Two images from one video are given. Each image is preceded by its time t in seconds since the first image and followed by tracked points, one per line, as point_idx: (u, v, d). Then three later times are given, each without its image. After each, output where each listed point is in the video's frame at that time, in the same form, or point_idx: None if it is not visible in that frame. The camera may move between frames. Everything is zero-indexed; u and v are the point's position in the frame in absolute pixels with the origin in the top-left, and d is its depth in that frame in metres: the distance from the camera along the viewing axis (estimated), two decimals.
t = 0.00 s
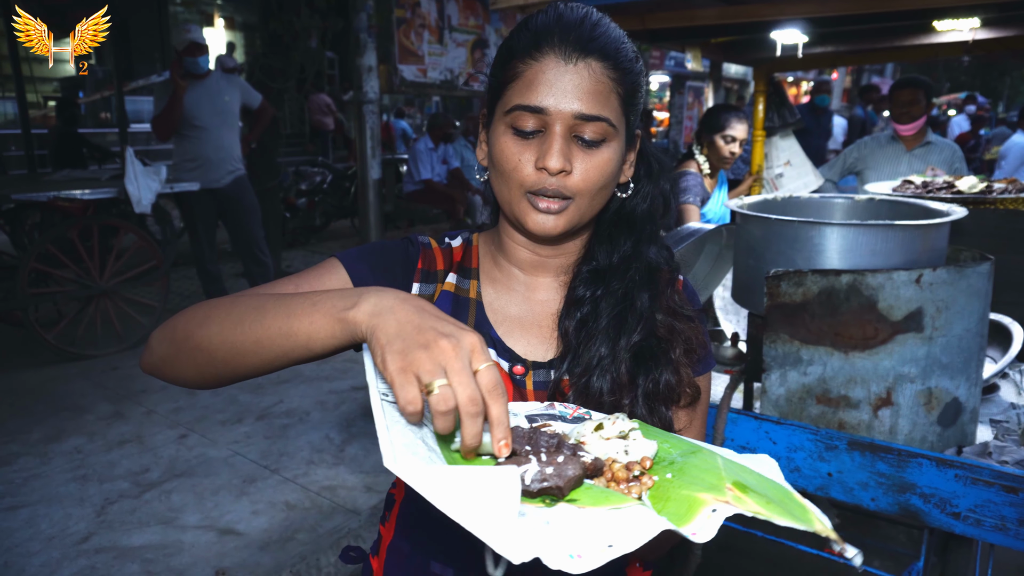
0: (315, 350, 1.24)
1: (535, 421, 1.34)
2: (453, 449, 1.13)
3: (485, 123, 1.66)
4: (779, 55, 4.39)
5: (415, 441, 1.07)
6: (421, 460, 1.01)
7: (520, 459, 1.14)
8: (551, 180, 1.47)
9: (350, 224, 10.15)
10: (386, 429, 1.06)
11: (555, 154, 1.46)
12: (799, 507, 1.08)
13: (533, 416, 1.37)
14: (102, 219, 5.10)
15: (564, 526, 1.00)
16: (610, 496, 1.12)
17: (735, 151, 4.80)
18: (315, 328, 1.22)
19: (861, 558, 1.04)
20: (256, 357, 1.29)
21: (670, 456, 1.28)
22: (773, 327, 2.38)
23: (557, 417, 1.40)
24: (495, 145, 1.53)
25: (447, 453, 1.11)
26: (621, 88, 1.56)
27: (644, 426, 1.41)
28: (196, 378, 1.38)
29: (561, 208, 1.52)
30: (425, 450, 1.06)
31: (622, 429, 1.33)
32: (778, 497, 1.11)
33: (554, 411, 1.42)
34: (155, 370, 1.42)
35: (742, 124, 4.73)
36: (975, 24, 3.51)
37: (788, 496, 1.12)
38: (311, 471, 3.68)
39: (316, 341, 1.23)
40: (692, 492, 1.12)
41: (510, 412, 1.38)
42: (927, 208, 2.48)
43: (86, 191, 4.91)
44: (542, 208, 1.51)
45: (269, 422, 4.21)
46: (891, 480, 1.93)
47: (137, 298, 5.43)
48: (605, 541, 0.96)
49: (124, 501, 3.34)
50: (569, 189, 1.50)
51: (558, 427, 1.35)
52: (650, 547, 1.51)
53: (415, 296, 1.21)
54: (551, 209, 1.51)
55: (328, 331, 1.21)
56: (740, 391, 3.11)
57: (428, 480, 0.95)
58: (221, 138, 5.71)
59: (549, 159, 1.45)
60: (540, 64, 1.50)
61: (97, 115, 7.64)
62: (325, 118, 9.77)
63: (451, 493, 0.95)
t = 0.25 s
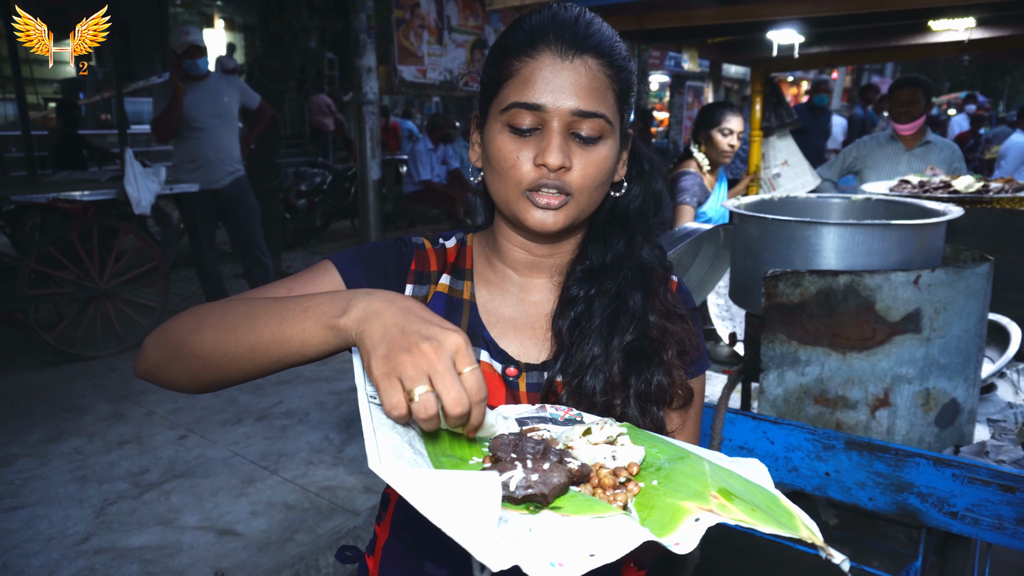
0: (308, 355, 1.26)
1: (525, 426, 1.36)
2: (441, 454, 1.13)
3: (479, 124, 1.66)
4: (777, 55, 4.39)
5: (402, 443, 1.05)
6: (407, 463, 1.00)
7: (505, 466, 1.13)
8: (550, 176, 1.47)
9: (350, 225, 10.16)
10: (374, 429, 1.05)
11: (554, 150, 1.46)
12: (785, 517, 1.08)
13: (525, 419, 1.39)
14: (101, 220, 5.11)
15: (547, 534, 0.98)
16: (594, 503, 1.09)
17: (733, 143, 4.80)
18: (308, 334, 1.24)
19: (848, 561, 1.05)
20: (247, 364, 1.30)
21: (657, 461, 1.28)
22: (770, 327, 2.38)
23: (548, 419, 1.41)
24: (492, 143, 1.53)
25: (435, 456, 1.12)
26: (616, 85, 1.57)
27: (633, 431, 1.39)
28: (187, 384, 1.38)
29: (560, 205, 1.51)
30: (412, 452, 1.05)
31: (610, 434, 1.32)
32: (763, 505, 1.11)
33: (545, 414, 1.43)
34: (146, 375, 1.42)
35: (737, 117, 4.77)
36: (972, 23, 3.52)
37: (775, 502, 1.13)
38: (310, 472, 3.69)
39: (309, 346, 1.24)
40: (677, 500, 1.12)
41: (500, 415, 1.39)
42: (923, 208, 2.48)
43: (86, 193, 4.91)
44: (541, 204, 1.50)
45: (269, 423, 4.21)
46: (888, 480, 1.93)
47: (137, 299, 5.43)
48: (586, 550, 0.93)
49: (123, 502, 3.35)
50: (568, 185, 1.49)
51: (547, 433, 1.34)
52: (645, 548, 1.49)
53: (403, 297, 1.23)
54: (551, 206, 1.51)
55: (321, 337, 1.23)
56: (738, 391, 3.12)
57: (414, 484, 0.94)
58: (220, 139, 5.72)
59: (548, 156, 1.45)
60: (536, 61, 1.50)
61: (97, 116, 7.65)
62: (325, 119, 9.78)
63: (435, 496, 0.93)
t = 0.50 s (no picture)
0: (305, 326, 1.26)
1: (517, 422, 1.38)
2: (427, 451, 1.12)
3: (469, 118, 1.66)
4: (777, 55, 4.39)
5: (388, 437, 1.04)
6: (392, 456, 0.98)
7: (490, 461, 1.13)
8: (541, 160, 1.43)
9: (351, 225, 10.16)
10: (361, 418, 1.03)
11: (546, 134, 1.44)
12: (770, 519, 1.08)
13: (518, 415, 1.43)
14: (102, 221, 5.11)
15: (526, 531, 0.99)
16: (576, 500, 1.11)
17: (725, 143, 4.77)
18: (298, 306, 1.24)
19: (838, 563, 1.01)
20: (243, 354, 1.29)
21: (646, 460, 1.28)
22: (769, 326, 2.38)
23: (542, 416, 1.43)
24: (482, 131, 1.51)
25: (423, 452, 1.11)
26: (606, 77, 1.57)
27: (626, 430, 1.41)
28: (195, 403, 1.38)
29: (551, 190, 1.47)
30: (398, 446, 1.04)
31: (600, 432, 1.33)
32: (749, 506, 1.11)
33: (540, 411, 1.45)
34: (157, 415, 1.42)
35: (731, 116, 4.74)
36: (971, 23, 3.51)
37: (762, 503, 1.14)
38: (310, 472, 3.69)
39: (302, 316, 1.25)
40: (661, 498, 1.12)
41: (495, 411, 1.44)
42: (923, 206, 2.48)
43: (86, 194, 4.90)
44: (531, 189, 1.46)
45: (269, 424, 4.21)
46: (887, 479, 1.93)
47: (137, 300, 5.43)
48: (566, 548, 0.95)
49: (124, 502, 3.35)
50: (560, 170, 1.46)
51: (538, 429, 1.36)
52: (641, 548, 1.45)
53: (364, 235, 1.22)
54: (541, 189, 1.46)
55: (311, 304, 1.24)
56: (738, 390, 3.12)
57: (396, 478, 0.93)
58: (220, 140, 5.72)
59: (539, 139, 1.43)
60: (528, 49, 1.51)
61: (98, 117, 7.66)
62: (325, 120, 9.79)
63: (413, 491, 0.94)
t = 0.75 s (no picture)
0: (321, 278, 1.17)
1: (502, 418, 1.40)
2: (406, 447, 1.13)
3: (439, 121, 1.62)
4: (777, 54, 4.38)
5: (363, 431, 1.04)
6: (365, 451, 0.99)
7: (466, 455, 1.13)
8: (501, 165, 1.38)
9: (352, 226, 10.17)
10: (337, 415, 1.03)
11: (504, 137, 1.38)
12: (750, 513, 1.07)
13: (505, 412, 1.44)
14: (102, 222, 5.12)
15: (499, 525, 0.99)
16: (553, 496, 1.11)
17: (718, 142, 4.78)
18: (307, 257, 1.15)
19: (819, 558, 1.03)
20: (258, 323, 1.20)
21: (629, 455, 1.29)
22: (768, 326, 2.39)
23: (530, 415, 1.45)
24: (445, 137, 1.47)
25: (402, 449, 1.11)
26: (570, 74, 1.51)
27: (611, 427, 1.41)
28: (216, 384, 1.29)
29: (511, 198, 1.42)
30: (374, 441, 1.04)
31: (582, 427, 1.34)
32: (728, 499, 1.10)
33: (527, 409, 1.46)
34: (180, 403, 1.34)
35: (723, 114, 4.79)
36: (972, 22, 3.50)
37: (743, 497, 1.13)
38: (310, 473, 3.69)
39: (316, 267, 1.16)
40: (639, 494, 1.13)
41: (481, 408, 1.45)
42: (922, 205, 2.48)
43: (87, 195, 4.87)
44: (492, 198, 1.42)
45: (270, 424, 4.22)
46: (886, 479, 1.93)
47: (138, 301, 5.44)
48: (539, 544, 0.95)
49: (124, 503, 3.35)
50: (521, 175, 1.40)
51: (520, 425, 1.39)
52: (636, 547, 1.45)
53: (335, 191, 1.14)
54: (501, 201, 1.42)
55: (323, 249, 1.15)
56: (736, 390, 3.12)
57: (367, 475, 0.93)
58: (223, 141, 5.72)
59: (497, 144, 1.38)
60: (485, 51, 1.45)
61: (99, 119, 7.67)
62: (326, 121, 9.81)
63: (385, 485, 0.94)
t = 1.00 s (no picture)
0: (288, 308, 1.15)
1: (499, 422, 1.39)
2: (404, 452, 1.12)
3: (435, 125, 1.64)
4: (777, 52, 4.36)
5: (359, 437, 1.03)
6: (361, 457, 0.98)
7: (463, 462, 1.13)
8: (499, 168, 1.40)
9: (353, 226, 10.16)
10: (331, 421, 1.03)
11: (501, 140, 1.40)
12: (752, 519, 1.08)
13: (502, 416, 1.43)
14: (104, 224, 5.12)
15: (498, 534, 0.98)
16: (552, 501, 1.10)
17: (713, 139, 4.78)
18: (270, 287, 1.13)
19: (822, 564, 1.03)
20: (244, 340, 1.21)
21: (628, 459, 1.28)
22: (770, 325, 2.38)
23: (528, 416, 1.43)
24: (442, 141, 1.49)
25: (399, 453, 1.11)
26: (565, 73, 1.52)
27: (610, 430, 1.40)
28: (221, 393, 1.34)
29: (511, 198, 1.44)
30: (370, 447, 1.04)
31: (581, 430, 1.33)
32: (730, 504, 1.10)
33: (525, 411, 1.46)
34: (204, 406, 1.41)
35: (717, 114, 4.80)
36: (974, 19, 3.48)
37: (745, 502, 1.14)
38: (313, 473, 3.69)
39: (279, 298, 1.14)
40: (639, 498, 1.12)
41: (479, 412, 1.44)
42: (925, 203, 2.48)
43: (88, 197, 4.88)
44: (491, 200, 1.44)
45: (272, 425, 4.22)
46: (890, 478, 1.92)
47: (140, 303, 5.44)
48: (539, 551, 0.94)
49: (127, 504, 3.35)
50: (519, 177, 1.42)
51: (519, 429, 1.37)
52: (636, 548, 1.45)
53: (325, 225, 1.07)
54: (501, 201, 1.44)
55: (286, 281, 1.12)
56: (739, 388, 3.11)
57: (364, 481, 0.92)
58: (229, 143, 5.70)
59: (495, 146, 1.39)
60: (479, 56, 1.47)
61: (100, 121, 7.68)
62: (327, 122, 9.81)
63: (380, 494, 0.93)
